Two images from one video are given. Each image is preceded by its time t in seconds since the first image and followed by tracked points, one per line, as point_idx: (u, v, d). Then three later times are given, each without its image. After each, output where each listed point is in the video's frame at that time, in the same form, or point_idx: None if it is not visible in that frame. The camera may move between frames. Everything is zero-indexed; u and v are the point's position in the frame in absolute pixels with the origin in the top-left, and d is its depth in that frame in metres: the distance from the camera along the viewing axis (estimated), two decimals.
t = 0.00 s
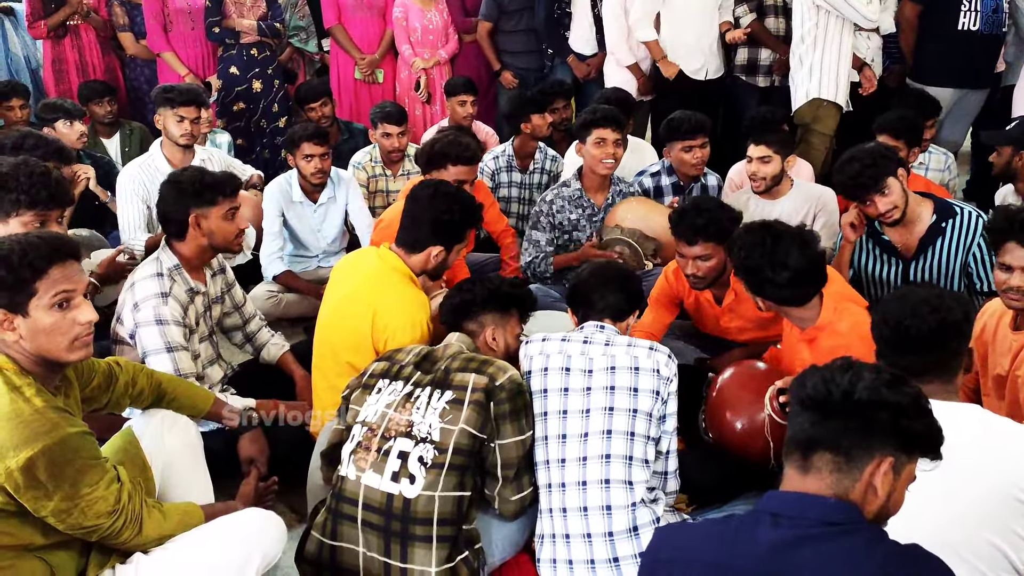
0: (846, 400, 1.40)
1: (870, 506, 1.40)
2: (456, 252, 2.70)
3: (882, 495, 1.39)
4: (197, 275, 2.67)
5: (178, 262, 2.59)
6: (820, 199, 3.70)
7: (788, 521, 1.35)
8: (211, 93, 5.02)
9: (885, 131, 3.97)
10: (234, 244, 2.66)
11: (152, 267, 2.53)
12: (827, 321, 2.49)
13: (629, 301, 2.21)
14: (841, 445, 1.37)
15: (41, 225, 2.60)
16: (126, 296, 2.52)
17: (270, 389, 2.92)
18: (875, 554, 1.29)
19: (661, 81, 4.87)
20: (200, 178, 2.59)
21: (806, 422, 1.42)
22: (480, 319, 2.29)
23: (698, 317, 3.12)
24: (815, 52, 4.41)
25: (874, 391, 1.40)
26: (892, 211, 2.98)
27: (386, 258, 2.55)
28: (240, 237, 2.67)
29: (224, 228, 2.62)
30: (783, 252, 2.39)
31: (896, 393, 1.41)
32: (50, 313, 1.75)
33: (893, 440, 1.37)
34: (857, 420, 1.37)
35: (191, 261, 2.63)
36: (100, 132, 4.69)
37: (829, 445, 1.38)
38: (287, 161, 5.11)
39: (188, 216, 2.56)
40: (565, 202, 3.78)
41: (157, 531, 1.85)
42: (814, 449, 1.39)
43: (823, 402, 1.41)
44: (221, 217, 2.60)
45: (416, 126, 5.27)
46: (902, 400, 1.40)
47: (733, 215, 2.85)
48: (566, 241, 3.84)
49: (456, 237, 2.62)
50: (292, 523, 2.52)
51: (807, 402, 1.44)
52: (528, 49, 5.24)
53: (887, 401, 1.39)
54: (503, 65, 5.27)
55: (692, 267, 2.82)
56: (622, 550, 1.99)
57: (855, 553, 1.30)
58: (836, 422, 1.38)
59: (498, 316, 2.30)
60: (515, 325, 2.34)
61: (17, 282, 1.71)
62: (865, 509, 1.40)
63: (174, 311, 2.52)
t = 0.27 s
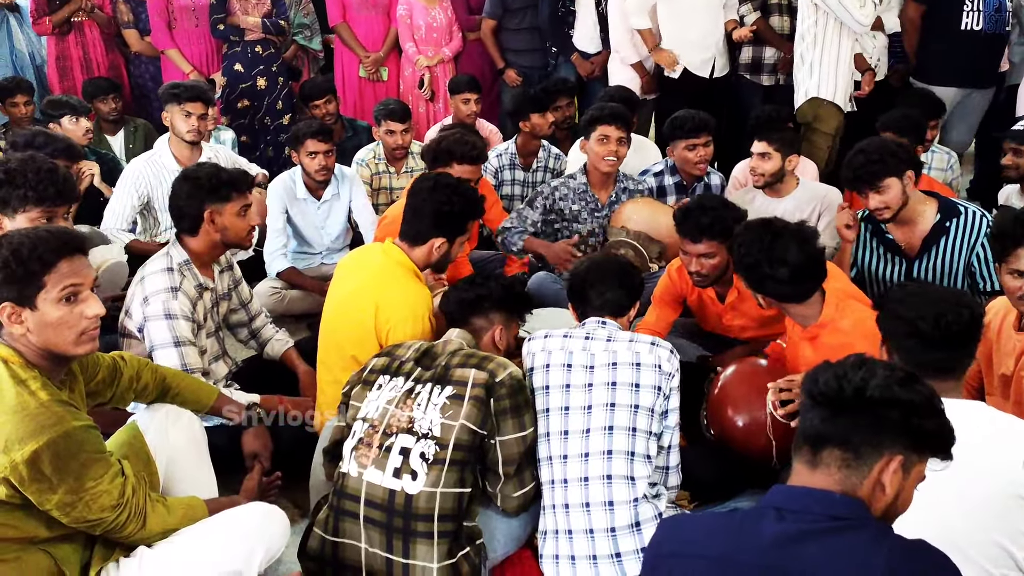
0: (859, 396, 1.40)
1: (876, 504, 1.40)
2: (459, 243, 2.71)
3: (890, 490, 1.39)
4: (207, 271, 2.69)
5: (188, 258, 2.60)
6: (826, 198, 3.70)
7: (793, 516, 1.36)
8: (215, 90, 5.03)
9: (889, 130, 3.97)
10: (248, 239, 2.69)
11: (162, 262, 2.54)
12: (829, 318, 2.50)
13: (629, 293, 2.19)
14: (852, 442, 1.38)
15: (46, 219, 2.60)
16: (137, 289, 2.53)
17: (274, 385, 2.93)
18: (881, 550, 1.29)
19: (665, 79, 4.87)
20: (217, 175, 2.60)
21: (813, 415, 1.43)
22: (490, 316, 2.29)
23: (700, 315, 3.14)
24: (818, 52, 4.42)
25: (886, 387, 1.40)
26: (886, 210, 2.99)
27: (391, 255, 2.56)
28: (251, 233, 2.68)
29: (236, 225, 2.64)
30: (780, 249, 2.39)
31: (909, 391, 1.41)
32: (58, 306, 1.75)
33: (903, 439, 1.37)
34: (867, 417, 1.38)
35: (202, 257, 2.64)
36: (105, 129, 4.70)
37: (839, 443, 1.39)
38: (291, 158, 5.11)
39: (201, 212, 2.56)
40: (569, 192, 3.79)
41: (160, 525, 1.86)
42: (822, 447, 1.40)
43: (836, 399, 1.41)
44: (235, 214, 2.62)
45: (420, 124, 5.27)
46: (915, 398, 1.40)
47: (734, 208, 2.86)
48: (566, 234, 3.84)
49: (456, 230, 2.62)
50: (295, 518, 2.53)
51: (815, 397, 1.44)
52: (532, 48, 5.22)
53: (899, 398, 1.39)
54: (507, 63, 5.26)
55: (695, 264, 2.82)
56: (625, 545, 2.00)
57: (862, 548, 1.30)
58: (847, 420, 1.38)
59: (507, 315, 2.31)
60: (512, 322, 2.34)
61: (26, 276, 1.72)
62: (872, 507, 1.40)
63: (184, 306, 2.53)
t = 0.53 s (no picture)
0: (861, 390, 1.40)
1: (876, 498, 1.41)
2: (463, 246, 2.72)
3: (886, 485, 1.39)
4: (205, 272, 2.70)
5: (186, 260, 2.61)
6: (826, 195, 3.71)
7: (792, 508, 1.37)
8: (216, 92, 5.05)
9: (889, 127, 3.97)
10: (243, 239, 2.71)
11: (160, 265, 2.55)
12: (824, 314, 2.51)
13: (624, 273, 2.14)
14: (852, 436, 1.38)
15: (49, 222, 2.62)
16: (134, 293, 2.54)
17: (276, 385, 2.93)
18: (877, 541, 1.31)
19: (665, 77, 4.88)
20: (213, 177, 2.62)
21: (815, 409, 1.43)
22: (492, 318, 2.30)
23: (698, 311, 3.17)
24: (819, 49, 4.42)
25: (892, 382, 1.40)
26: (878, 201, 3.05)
27: (393, 254, 2.58)
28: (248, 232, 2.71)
29: (234, 227, 2.67)
30: (775, 242, 2.40)
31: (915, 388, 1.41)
32: (63, 307, 1.77)
33: (904, 436, 1.37)
34: (866, 411, 1.38)
35: (200, 258, 2.65)
36: (106, 132, 4.72)
37: (840, 437, 1.39)
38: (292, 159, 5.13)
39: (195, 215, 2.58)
40: (569, 194, 3.83)
41: (164, 523, 1.88)
42: (823, 442, 1.41)
43: (837, 392, 1.41)
44: (232, 214, 2.65)
45: (420, 124, 5.29)
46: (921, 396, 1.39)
47: (732, 202, 2.88)
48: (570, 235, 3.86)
49: (459, 232, 2.63)
50: (298, 517, 2.54)
51: (819, 391, 1.44)
52: (532, 47, 5.23)
53: (903, 395, 1.38)
54: (507, 63, 5.27)
55: (695, 257, 2.84)
56: (623, 541, 2.01)
57: (858, 538, 1.31)
58: (848, 412, 1.39)
59: (509, 318, 2.32)
60: (514, 327, 2.35)
61: (32, 277, 1.73)
62: (871, 500, 1.40)
63: (182, 308, 2.54)
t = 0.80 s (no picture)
0: (850, 383, 1.40)
1: (871, 488, 1.41)
2: (457, 231, 2.72)
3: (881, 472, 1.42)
4: (203, 265, 2.70)
5: (183, 255, 2.62)
6: (826, 190, 3.71)
7: (793, 497, 1.37)
8: (219, 87, 5.06)
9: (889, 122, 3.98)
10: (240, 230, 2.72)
11: (157, 259, 2.57)
12: (825, 307, 2.51)
13: (626, 269, 2.11)
14: (839, 427, 1.39)
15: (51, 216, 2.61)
16: (131, 289, 2.55)
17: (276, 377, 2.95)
18: (877, 532, 1.32)
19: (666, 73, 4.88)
20: (207, 171, 2.63)
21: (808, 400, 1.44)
22: (491, 310, 2.31)
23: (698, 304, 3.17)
24: (823, 44, 4.44)
25: (882, 376, 1.40)
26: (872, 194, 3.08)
27: (393, 249, 2.58)
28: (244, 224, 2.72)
29: (229, 219, 2.67)
30: (787, 229, 2.41)
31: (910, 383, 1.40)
32: (62, 300, 1.78)
33: (890, 426, 1.39)
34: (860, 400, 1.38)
35: (195, 252, 2.65)
36: (109, 126, 4.74)
37: (827, 425, 1.40)
38: (294, 154, 5.15)
39: (191, 208, 2.58)
40: (573, 190, 3.81)
41: (164, 514, 1.89)
42: (816, 428, 1.41)
43: (829, 383, 1.42)
44: (226, 208, 2.65)
45: (422, 120, 5.30)
46: (909, 392, 1.39)
47: (708, 196, 2.88)
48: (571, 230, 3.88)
49: (452, 217, 2.64)
50: (299, 509, 2.56)
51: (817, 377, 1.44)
52: (534, 43, 5.23)
53: (892, 392, 1.38)
54: (508, 59, 5.28)
55: (690, 257, 2.84)
56: (622, 535, 2.02)
57: (858, 528, 1.32)
58: (838, 403, 1.39)
59: (508, 309, 2.33)
60: (514, 321, 2.35)
61: (31, 271, 1.75)
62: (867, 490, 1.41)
63: (179, 302, 2.54)
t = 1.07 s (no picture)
0: (864, 384, 1.39)
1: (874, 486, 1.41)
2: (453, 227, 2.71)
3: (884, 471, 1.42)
4: (204, 265, 2.70)
5: (184, 254, 2.62)
6: (824, 189, 3.72)
7: (800, 496, 1.37)
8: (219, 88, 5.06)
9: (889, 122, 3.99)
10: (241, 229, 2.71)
11: (158, 259, 2.57)
12: (827, 306, 2.52)
13: (629, 265, 2.13)
14: (848, 429, 1.39)
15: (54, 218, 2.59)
16: (133, 288, 2.55)
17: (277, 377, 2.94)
18: (884, 528, 1.31)
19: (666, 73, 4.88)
20: (204, 170, 2.62)
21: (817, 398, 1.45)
22: (486, 304, 2.30)
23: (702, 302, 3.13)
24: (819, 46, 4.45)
25: (892, 377, 1.39)
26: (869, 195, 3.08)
27: (392, 249, 2.59)
28: (243, 223, 2.71)
29: (228, 218, 2.67)
30: (785, 228, 2.41)
31: (921, 387, 1.40)
32: (76, 299, 1.79)
33: (904, 432, 1.39)
34: (872, 406, 1.38)
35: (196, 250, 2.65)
36: (109, 127, 4.74)
37: (834, 423, 1.40)
38: (294, 155, 5.16)
39: (192, 204, 2.59)
40: (574, 186, 3.82)
41: (166, 514, 1.89)
42: (821, 424, 1.42)
43: (842, 382, 1.41)
44: (224, 206, 2.64)
45: (422, 121, 5.31)
46: (918, 395, 1.39)
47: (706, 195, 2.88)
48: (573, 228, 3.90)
49: (442, 213, 2.63)
50: (300, 509, 2.56)
51: (824, 375, 1.44)
52: (533, 43, 5.24)
53: (902, 393, 1.38)
54: (508, 59, 5.28)
55: (682, 253, 2.85)
56: (623, 532, 2.02)
57: (864, 526, 1.32)
58: (846, 404, 1.39)
59: (503, 302, 2.32)
60: (508, 310, 2.35)
61: (47, 270, 1.75)
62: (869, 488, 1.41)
63: (180, 301, 2.55)
